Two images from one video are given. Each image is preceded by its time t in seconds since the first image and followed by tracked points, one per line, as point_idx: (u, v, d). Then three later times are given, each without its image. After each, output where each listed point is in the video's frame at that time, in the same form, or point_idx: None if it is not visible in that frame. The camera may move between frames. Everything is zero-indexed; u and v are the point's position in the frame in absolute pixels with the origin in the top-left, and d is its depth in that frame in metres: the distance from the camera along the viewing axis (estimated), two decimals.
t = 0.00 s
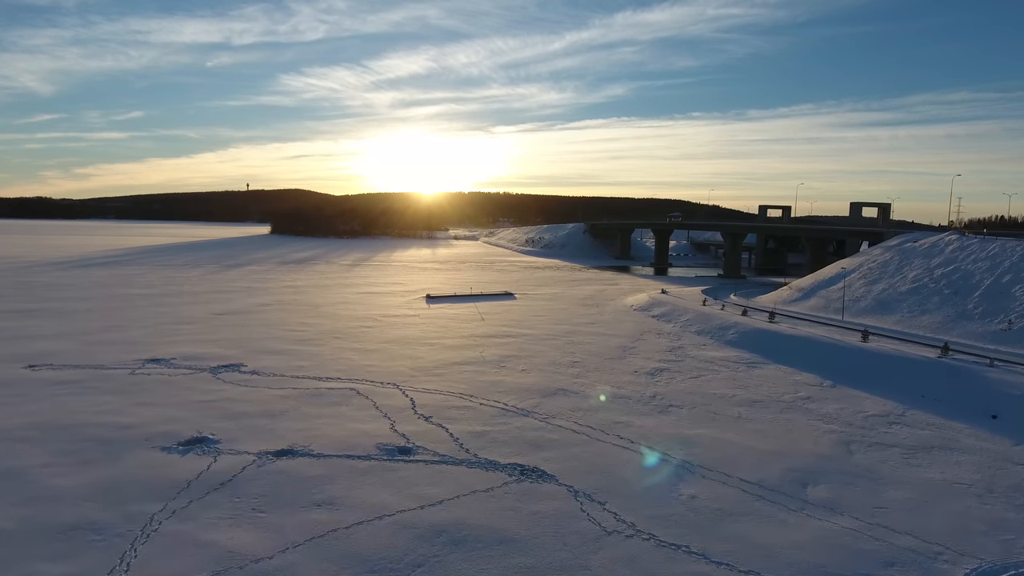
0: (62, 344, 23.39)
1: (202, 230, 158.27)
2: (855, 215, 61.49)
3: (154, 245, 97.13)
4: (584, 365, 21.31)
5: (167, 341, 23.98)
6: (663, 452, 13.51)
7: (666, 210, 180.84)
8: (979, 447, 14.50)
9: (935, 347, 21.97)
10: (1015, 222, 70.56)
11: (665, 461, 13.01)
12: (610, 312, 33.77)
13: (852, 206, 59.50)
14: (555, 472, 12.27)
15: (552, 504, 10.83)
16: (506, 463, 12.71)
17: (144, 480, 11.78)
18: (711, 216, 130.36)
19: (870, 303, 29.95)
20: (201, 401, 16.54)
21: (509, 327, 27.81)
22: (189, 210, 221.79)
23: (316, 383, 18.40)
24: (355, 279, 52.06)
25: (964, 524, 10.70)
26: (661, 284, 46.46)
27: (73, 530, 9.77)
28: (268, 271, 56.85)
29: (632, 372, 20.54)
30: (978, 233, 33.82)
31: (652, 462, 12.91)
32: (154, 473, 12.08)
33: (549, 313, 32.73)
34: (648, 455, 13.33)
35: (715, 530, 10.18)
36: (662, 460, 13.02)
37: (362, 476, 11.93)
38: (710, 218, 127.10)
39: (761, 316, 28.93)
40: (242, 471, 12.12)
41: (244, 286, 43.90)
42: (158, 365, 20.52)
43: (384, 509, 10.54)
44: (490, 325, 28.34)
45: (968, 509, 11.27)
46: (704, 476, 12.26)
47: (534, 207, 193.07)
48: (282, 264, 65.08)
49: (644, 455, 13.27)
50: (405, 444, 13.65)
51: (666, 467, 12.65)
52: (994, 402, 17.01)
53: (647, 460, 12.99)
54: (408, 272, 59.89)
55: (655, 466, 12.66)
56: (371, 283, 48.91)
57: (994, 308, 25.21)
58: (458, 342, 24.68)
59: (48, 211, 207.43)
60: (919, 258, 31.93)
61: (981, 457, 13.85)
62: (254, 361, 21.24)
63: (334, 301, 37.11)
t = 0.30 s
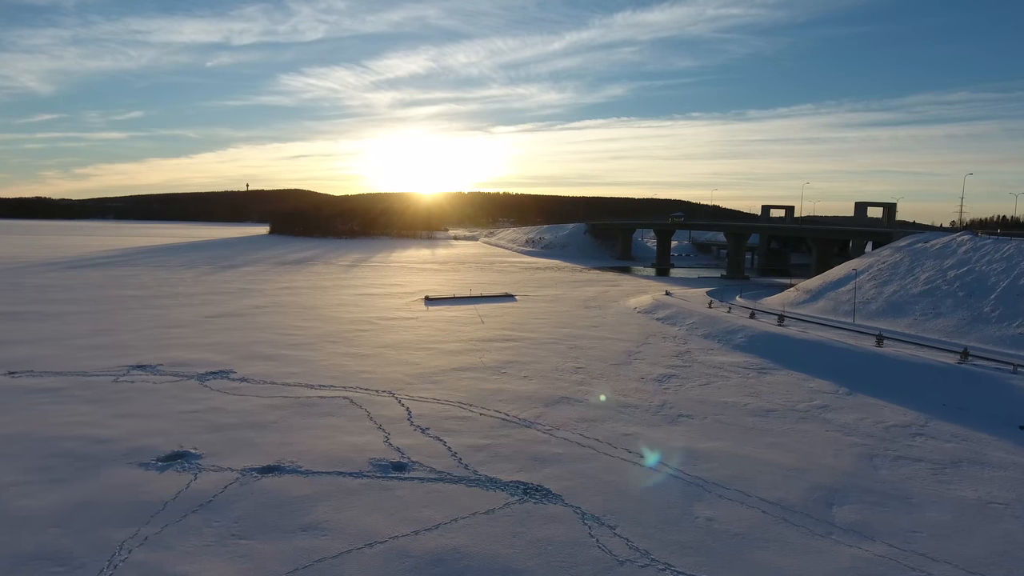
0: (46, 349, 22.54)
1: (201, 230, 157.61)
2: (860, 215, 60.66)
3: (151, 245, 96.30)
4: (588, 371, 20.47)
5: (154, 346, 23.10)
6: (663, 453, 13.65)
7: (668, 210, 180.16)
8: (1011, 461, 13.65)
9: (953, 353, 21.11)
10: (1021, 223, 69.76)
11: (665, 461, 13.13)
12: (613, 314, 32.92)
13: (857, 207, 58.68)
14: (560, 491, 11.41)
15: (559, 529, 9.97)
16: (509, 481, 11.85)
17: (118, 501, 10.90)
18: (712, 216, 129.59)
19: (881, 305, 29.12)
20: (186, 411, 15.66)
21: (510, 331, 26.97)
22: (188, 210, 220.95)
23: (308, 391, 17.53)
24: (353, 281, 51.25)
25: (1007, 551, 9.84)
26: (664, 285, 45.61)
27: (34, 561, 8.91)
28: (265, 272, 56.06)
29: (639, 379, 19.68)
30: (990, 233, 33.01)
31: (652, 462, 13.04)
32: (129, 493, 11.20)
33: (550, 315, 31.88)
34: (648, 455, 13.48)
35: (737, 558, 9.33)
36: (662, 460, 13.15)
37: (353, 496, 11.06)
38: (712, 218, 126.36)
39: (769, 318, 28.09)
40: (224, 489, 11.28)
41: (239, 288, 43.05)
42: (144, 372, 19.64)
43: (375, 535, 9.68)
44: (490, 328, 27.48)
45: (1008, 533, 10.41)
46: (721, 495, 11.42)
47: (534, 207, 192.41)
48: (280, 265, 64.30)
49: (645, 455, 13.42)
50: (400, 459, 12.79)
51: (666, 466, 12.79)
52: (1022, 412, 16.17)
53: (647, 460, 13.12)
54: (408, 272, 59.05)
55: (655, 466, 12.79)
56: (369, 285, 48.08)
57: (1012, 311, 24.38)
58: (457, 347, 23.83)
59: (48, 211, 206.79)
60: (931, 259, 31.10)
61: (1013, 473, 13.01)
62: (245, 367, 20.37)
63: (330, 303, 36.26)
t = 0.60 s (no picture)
0: (28, 355, 21.65)
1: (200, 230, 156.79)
2: (865, 216, 59.81)
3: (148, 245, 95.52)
4: (593, 377, 19.60)
5: (141, 351, 22.22)
6: (663, 451, 13.66)
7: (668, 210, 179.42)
8: None
9: (973, 358, 20.26)
10: None
11: (665, 461, 13.14)
12: (616, 317, 32.05)
13: (862, 206, 57.83)
14: (567, 514, 10.56)
15: (567, 559, 9.13)
16: (512, 502, 10.98)
17: (87, 527, 10.04)
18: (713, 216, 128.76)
19: (893, 308, 28.26)
20: (167, 423, 14.77)
21: (511, 335, 26.10)
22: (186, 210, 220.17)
23: (298, 400, 16.64)
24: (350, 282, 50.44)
25: None
26: (667, 287, 44.75)
27: None
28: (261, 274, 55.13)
29: (646, 386, 18.82)
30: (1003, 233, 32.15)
31: (653, 462, 13.04)
32: (99, 518, 10.30)
33: (552, 318, 30.98)
34: (648, 455, 13.46)
35: None
36: (662, 460, 13.15)
37: (342, 519, 10.20)
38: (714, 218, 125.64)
39: (778, 321, 27.24)
40: (203, 512, 10.41)
41: (234, 289, 42.15)
42: (128, 379, 18.76)
43: (366, 566, 8.84)
44: (490, 332, 26.59)
45: None
46: (741, 518, 10.56)
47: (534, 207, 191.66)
48: (277, 266, 63.47)
49: (644, 455, 13.42)
50: (394, 477, 11.91)
51: (666, 466, 12.79)
52: None
53: (647, 460, 13.12)
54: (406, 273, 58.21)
55: (655, 466, 12.78)
56: (367, 286, 47.14)
57: None
58: (456, 351, 22.95)
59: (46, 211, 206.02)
60: (943, 261, 30.25)
61: None
62: (234, 374, 19.47)
63: (327, 305, 35.39)
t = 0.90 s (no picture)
0: (10, 361, 20.77)
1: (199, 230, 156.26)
2: (870, 215, 58.91)
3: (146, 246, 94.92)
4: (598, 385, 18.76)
5: (128, 356, 21.37)
6: (663, 451, 13.65)
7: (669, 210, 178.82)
8: None
9: (996, 365, 19.39)
10: None
11: (665, 461, 13.16)
12: (620, 320, 31.20)
13: (867, 206, 56.94)
14: (574, 540, 9.71)
15: None
16: (514, 526, 10.14)
17: (51, 556, 9.21)
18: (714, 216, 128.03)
19: (905, 311, 27.40)
20: (148, 435, 13.91)
21: (512, 339, 25.26)
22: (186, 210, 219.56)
23: (289, 410, 15.78)
24: (349, 282, 49.65)
25: None
26: (670, 288, 43.92)
27: None
28: (258, 275, 54.24)
29: (654, 395, 17.96)
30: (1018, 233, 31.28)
31: (653, 462, 13.06)
32: (65, 545, 9.46)
33: (555, 321, 30.10)
34: (648, 455, 13.47)
35: None
36: (662, 460, 13.18)
37: (330, 548, 9.36)
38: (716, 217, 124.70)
39: (788, 325, 26.41)
40: (179, 540, 9.57)
41: (229, 291, 41.28)
42: (111, 387, 17.89)
43: None
44: (491, 336, 25.72)
45: None
46: (765, 544, 9.70)
47: (534, 207, 191.01)
48: (275, 267, 62.63)
49: (644, 455, 13.43)
50: (387, 497, 11.06)
51: (665, 467, 12.76)
52: None
53: (648, 460, 13.14)
54: (405, 274, 57.39)
55: (655, 466, 12.80)
56: (365, 287, 46.25)
57: None
58: (455, 357, 22.11)
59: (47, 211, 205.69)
60: (957, 262, 29.35)
61: None
62: (223, 381, 18.60)
63: (323, 307, 34.55)
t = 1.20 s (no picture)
0: None
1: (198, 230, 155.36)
2: (876, 215, 58.04)
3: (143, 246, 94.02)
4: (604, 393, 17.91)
5: (112, 362, 20.49)
6: (663, 451, 13.66)
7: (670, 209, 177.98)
8: None
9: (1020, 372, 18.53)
10: None
11: (665, 461, 13.14)
12: (624, 323, 30.34)
13: (873, 205, 56.08)
14: (584, 571, 8.88)
15: None
16: (517, 554, 9.30)
17: None
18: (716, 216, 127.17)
19: (919, 314, 26.55)
20: (126, 450, 13.04)
21: (513, 343, 24.41)
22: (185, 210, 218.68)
23: (278, 422, 14.91)
24: (347, 284, 48.76)
25: None
26: (674, 290, 43.08)
27: None
28: (254, 276, 53.38)
29: (663, 405, 17.11)
30: None
31: (653, 462, 13.02)
32: None
33: (557, 325, 29.22)
34: (648, 455, 13.45)
35: None
36: (662, 460, 13.16)
37: None
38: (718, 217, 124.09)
39: (798, 329, 25.56)
40: (149, 572, 8.72)
41: (223, 293, 40.42)
42: (92, 396, 17.02)
43: None
44: (491, 340, 24.85)
45: None
46: None
47: (534, 207, 190.21)
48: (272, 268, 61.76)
49: (644, 455, 13.39)
50: (380, 521, 10.20)
51: (666, 465, 12.85)
52: None
53: (648, 460, 13.10)
54: (404, 275, 56.51)
55: (656, 466, 12.76)
56: (362, 289, 45.38)
57: None
58: (454, 362, 21.26)
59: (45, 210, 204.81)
60: (972, 264, 28.49)
61: None
62: (210, 390, 17.73)
63: (319, 310, 33.69)
